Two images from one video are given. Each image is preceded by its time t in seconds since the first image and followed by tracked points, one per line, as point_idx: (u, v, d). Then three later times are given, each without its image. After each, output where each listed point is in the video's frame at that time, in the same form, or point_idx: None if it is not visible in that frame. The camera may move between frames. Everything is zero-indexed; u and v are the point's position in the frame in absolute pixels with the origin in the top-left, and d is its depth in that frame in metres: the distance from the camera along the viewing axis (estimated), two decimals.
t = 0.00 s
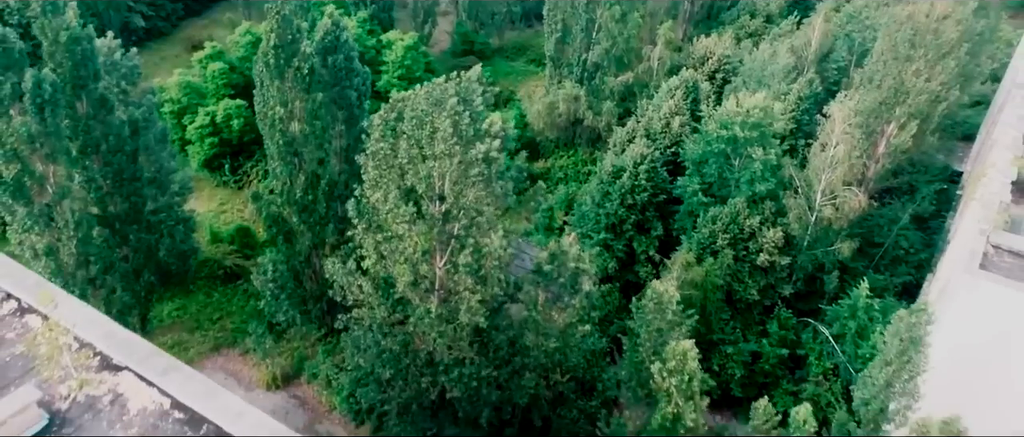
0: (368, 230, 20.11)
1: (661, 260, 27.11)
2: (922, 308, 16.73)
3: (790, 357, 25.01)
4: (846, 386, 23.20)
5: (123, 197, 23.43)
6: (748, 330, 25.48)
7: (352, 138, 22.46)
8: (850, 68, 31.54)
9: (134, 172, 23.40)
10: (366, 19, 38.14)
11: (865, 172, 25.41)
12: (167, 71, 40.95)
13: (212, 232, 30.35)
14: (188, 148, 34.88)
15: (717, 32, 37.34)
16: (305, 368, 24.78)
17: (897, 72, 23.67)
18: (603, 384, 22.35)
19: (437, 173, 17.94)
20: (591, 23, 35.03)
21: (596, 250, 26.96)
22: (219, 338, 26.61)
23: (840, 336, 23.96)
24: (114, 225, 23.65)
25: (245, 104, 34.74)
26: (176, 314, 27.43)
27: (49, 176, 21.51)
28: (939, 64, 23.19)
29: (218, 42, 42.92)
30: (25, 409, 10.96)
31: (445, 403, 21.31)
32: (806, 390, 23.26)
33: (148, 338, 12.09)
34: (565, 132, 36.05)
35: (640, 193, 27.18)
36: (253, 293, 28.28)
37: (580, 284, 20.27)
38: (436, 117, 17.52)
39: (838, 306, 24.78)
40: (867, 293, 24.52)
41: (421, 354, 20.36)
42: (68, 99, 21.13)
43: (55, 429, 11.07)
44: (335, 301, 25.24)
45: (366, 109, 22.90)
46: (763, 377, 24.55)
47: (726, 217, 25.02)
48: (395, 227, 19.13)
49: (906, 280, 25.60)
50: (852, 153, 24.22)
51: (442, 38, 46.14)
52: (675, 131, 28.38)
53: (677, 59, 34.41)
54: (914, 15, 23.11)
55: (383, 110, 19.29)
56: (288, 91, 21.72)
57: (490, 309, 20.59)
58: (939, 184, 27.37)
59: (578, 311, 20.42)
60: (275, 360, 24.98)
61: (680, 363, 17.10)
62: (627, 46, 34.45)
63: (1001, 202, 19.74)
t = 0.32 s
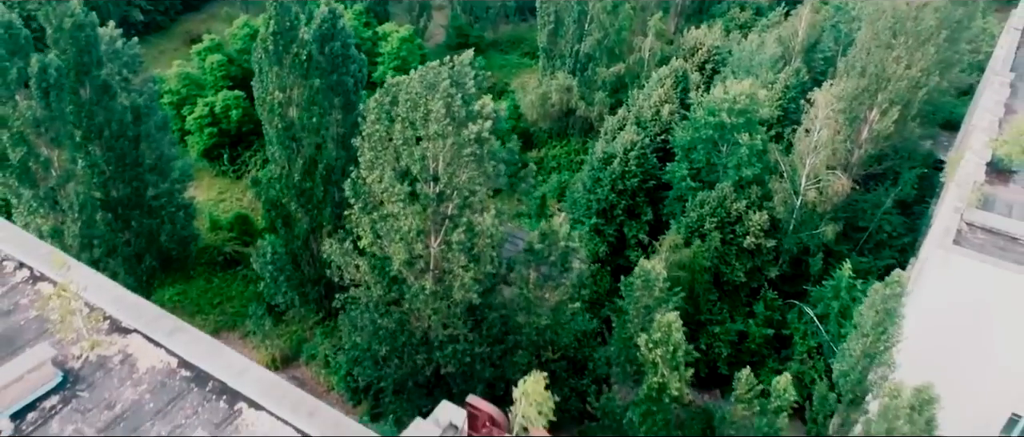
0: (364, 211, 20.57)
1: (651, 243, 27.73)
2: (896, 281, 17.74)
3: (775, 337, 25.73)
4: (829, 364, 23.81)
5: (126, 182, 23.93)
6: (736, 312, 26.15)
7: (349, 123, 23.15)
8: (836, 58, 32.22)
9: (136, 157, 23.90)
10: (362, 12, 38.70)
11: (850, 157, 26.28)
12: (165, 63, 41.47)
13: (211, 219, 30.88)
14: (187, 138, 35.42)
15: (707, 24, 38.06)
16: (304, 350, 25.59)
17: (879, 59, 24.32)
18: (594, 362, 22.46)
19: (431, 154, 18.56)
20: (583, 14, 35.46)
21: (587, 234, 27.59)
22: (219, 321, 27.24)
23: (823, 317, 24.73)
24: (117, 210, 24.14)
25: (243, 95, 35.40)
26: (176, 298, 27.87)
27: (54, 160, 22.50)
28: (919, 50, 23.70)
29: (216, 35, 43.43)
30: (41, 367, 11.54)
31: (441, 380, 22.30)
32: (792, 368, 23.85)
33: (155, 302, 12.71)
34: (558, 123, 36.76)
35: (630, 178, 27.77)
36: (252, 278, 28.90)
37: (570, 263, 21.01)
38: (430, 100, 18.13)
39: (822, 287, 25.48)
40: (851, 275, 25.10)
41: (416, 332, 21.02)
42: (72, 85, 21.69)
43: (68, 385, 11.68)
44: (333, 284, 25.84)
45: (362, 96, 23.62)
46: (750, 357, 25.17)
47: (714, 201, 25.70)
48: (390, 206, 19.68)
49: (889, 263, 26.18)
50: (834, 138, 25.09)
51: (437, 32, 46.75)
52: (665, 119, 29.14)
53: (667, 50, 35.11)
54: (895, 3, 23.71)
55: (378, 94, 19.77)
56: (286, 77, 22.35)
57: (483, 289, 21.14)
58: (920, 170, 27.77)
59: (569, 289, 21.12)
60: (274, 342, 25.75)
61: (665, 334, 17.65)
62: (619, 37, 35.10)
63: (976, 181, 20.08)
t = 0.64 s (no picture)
0: (363, 193, 21.15)
1: (643, 229, 28.39)
2: (875, 258, 18.46)
3: (764, 320, 26.37)
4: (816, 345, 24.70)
5: (131, 168, 24.56)
6: (726, 295, 26.76)
7: (349, 110, 23.88)
8: (826, 49, 32.86)
9: (140, 143, 24.54)
10: (361, 6, 39.31)
11: (836, 144, 26.85)
12: (167, 57, 42.10)
13: (213, 207, 31.48)
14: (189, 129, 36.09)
15: (701, 18, 38.68)
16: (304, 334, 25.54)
17: (865, 48, 24.94)
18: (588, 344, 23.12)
19: (428, 137, 19.22)
20: (579, 8, 36.06)
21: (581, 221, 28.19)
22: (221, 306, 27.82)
23: (811, 300, 25.37)
24: (122, 196, 24.78)
25: (244, 87, 36.12)
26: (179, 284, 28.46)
27: (63, 145, 23.22)
28: (904, 39, 24.36)
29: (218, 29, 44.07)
30: (56, 328, 12.10)
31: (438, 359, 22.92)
32: (779, 349, 24.76)
33: (164, 270, 13.41)
34: (554, 114, 37.36)
35: (623, 166, 28.45)
36: (253, 264, 29.54)
37: (562, 244, 21.90)
38: (427, 85, 18.69)
39: (809, 271, 26.23)
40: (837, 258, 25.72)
41: (414, 311, 21.66)
42: (79, 72, 22.37)
43: (83, 346, 12.31)
44: (332, 267, 26.45)
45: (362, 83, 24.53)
46: (739, 338, 25.94)
47: (705, 187, 26.19)
48: (388, 188, 20.25)
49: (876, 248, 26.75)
50: (822, 124, 25.68)
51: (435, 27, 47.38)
52: (657, 108, 29.74)
53: (661, 43, 35.76)
54: None
55: (377, 79, 20.33)
56: (286, 64, 23.00)
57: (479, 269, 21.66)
58: (907, 157, 28.20)
59: (562, 269, 21.82)
60: (275, 325, 26.28)
61: (653, 310, 18.22)
62: (613, 30, 35.69)
63: (955, 164, 20.65)
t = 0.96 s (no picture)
0: (363, 176, 21.70)
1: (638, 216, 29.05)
2: (858, 237, 18.95)
3: (754, 303, 27.00)
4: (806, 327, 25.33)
5: (138, 154, 24.98)
6: (718, 280, 27.35)
7: (349, 97, 24.64)
8: (818, 41, 33.47)
9: (147, 129, 24.95)
10: None
11: (825, 131, 27.36)
12: (171, 49, 42.76)
13: (217, 195, 32.13)
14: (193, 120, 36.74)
15: (696, 11, 39.28)
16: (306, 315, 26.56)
17: (853, 37, 25.53)
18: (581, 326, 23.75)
19: (426, 120, 19.83)
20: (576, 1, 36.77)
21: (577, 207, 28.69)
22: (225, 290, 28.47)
23: (801, 283, 25.98)
24: (129, 181, 25.20)
25: (247, 79, 36.78)
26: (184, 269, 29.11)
27: (72, 129, 24.09)
28: (890, 28, 24.94)
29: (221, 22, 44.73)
30: (72, 293, 12.73)
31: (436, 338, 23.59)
32: (769, 331, 25.35)
33: (173, 240, 14.06)
34: (551, 105, 37.97)
35: (617, 154, 29.05)
36: (256, 250, 30.24)
37: (556, 227, 22.67)
38: (424, 70, 19.24)
39: (799, 256, 26.83)
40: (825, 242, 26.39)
41: (412, 291, 22.32)
42: (88, 59, 22.79)
43: (97, 311, 12.95)
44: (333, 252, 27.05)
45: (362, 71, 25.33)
46: (730, 321, 26.58)
47: (697, 174, 26.82)
48: (387, 171, 20.80)
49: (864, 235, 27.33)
50: (810, 113, 26.51)
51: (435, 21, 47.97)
52: (652, 98, 30.30)
53: (656, 35, 36.38)
54: None
55: (376, 65, 20.73)
56: (289, 52, 23.64)
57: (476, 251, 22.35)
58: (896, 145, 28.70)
59: (556, 251, 22.46)
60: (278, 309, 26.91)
61: (643, 286, 18.84)
62: (610, 23, 36.31)
63: (937, 148, 21.25)
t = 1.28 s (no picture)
0: (362, 161, 22.26)
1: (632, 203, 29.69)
2: (842, 217, 19.52)
3: (745, 288, 27.58)
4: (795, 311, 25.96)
5: (145, 140, 25.57)
6: (710, 265, 27.99)
7: (349, 86, 25.29)
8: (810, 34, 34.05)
9: (153, 117, 25.54)
10: None
11: (815, 120, 27.99)
12: (174, 43, 43.36)
13: (220, 184, 32.81)
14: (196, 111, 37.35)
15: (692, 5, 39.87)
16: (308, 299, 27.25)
17: (841, 28, 26.11)
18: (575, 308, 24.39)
19: (424, 105, 20.47)
20: None
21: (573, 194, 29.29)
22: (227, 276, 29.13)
23: (791, 269, 26.62)
24: (134, 168, 25.78)
25: (250, 71, 37.43)
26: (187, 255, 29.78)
27: (80, 116, 24.83)
28: (877, 19, 25.49)
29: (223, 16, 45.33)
30: (86, 262, 13.40)
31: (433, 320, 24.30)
32: (758, 314, 25.86)
33: (182, 214, 14.72)
34: (549, 98, 38.58)
35: (612, 143, 29.67)
36: (259, 237, 30.91)
37: (550, 210, 23.21)
38: (423, 56, 19.80)
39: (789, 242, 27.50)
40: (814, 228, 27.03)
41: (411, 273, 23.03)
42: (96, 47, 23.38)
43: (110, 279, 13.62)
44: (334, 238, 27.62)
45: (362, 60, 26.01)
46: (721, 304, 27.18)
47: (689, 162, 27.47)
48: (386, 156, 21.45)
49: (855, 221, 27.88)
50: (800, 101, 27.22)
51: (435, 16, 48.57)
52: (646, 89, 30.87)
53: (652, 29, 36.89)
54: None
55: (375, 52, 21.15)
56: (291, 41, 24.26)
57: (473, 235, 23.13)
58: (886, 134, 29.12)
59: (550, 234, 23.13)
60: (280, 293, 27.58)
61: (633, 264, 19.50)
62: (606, 16, 36.90)
63: (920, 134, 21.86)
